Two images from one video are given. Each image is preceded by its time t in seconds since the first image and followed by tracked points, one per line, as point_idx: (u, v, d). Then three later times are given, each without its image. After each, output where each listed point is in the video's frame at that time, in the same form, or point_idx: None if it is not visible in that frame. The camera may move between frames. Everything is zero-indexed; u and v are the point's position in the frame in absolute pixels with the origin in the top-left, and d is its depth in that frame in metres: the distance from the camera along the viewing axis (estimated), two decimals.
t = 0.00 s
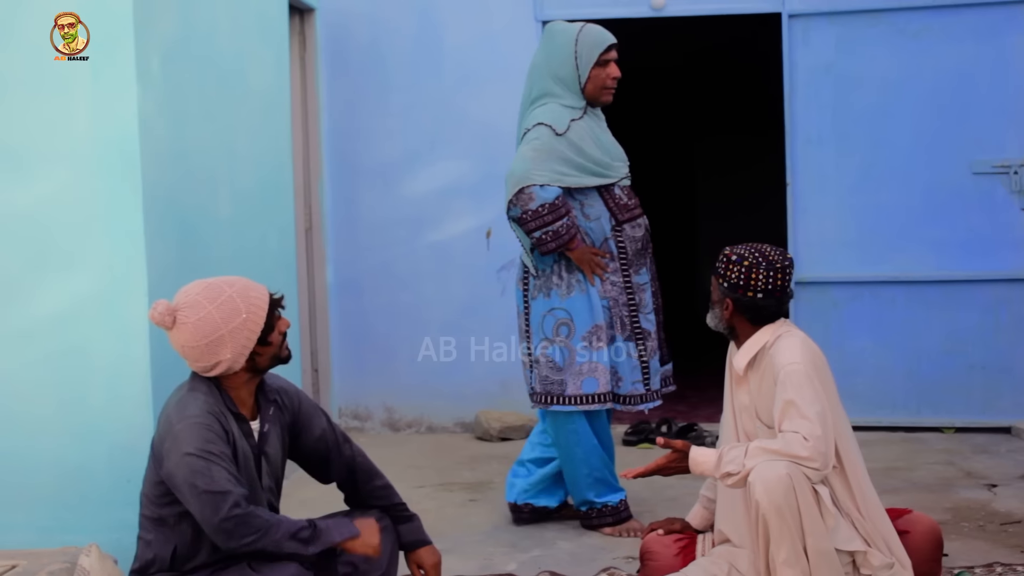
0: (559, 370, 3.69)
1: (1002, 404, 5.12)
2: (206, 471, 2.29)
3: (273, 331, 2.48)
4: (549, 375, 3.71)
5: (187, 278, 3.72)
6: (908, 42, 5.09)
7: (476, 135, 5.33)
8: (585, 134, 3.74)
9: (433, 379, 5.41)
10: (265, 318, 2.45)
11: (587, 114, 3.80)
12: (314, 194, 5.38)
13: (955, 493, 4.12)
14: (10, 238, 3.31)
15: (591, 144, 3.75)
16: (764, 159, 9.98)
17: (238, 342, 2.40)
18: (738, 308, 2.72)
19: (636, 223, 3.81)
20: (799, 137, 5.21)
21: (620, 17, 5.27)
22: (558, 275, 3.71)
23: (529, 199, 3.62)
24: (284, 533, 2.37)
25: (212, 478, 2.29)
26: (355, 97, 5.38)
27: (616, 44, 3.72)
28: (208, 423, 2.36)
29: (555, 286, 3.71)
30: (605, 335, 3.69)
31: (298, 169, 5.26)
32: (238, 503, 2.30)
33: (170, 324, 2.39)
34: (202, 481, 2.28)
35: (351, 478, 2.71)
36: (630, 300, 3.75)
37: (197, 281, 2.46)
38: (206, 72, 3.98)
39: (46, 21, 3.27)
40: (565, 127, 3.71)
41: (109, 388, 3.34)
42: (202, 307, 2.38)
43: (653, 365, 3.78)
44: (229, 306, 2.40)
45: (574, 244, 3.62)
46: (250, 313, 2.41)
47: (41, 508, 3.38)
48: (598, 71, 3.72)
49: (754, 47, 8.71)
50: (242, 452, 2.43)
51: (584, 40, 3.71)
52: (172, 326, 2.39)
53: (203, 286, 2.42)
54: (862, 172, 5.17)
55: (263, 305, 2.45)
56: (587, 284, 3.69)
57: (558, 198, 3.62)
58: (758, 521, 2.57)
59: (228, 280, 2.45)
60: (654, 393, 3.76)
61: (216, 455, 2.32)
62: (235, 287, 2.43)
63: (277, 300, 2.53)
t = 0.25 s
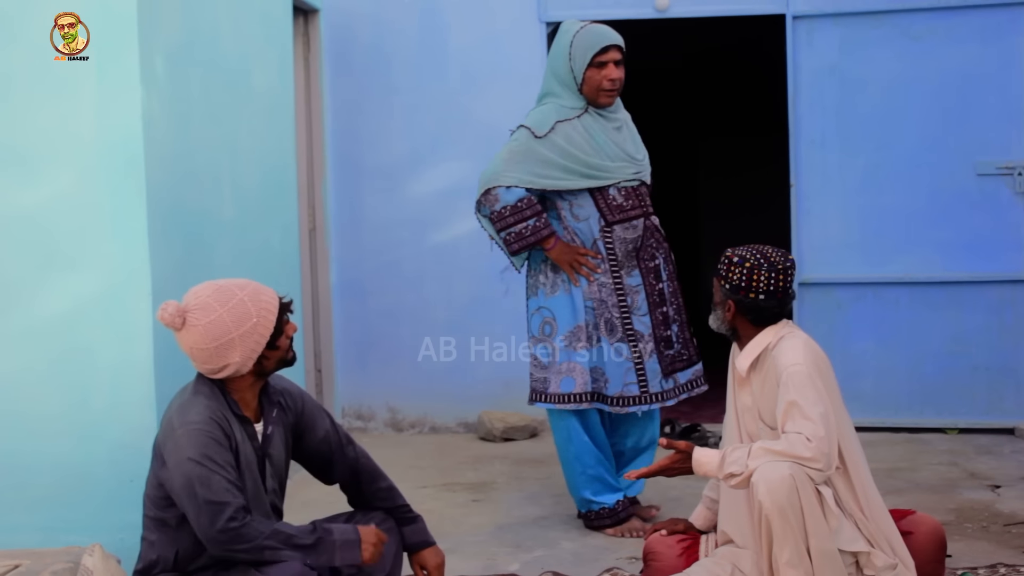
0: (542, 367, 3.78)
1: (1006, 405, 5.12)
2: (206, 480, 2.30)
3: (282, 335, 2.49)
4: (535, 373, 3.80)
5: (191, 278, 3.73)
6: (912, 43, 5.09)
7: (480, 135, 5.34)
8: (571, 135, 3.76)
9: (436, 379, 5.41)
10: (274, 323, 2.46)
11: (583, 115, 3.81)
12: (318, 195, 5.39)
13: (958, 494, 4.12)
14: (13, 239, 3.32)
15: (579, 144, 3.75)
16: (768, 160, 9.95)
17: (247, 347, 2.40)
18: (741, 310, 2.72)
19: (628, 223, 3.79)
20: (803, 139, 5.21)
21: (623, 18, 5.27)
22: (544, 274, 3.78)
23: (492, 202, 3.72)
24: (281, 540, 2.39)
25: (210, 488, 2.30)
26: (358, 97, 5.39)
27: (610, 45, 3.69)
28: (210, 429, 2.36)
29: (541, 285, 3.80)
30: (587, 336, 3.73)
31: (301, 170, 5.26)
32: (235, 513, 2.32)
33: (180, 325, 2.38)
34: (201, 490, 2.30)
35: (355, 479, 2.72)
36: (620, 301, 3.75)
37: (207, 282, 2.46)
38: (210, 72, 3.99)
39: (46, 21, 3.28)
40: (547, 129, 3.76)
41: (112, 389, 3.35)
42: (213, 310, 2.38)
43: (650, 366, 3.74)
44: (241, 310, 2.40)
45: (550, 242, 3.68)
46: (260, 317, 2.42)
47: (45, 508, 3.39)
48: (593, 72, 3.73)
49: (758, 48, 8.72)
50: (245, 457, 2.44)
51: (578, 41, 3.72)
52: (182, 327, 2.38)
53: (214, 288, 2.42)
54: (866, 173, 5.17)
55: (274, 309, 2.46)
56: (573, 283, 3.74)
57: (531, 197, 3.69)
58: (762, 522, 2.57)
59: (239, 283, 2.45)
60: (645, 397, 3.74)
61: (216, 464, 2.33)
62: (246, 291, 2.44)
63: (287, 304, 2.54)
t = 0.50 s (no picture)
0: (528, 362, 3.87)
1: (1007, 405, 5.12)
2: (227, 478, 2.32)
3: (283, 338, 2.49)
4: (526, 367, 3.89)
5: (191, 279, 3.73)
6: (913, 44, 5.09)
7: (480, 136, 5.34)
8: (558, 134, 3.86)
9: (436, 379, 5.41)
10: (277, 327, 2.46)
11: (578, 116, 3.89)
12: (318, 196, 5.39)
13: (959, 495, 4.11)
14: (14, 240, 3.32)
15: (564, 143, 3.83)
16: (768, 161, 9.92)
17: (250, 352, 2.40)
18: (741, 311, 2.72)
19: (610, 223, 3.78)
20: (803, 139, 5.21)
21: (624, 18, 5.27)
22: (531, 271, 3.85)
23: (473, 196, 3.84)
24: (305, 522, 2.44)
25: (232, 485, 2.32)
26: (359, 98, 5.38)
27: (608, 49, 3.72)
28: (218, 428, 2.36)
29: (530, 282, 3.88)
30: (564, 333, 3.79)
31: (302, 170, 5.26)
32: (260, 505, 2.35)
33: (183, 329, 2.37)
34: (223, 488, 2.32)
35: (355, 480, 2.72)
36: (597, 300, 3.76)
37: (209, 286, 2.45)
38: (211, 73, 3.99)
39: (47, 21, 3.28)
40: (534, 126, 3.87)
41: (113, 390, 3.35)
42: (217, 315, 2.38)
43: (620, 368, 3.73)
44: (244, 315, 2.40)
45: (529, 236, 3.74)
46: (263, 322, 2.42)
47: (45, 509, 3.39)
48: (591, 74, 3.78)
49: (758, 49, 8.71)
50: (251, 453, 2.45)
51: (578, 44, 3.78)
52: (185, 331, 2.37)
53: (217, 292, 2.42)
54: (866, 173, 5.17)
55: (277, 313, 2.45)
56: (552, 279, 3.78)
57: (509, 190, 3.78)
58: (762, 523, 2.57)
59: (242, 287, 2.44)
60: (614, 399, 3.74)
61: (232, 461, 2.35)
62: (249, 295, 2.43)
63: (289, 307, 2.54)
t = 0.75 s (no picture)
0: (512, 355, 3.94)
1: (1004, 406, 5.12)
2: (231, 459, 2.31)
3: (279, 336, 2.49)
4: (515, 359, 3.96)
5: (189, 278, 3.73)
6: (911, 44, 5.09)
7: (479, 136, 5.34)
8: (552, 131, 3.90)
9: (433, 378, 5.41)
10: (273, 324, 2.46)
11: (577, 114, 3.91)
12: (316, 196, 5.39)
13: (955, 496, 4.12)
14: (12, 239, 3.32)
15: (556, 140, 3.88)
16: (768, 162, 9.95)
17: (247, 349, 2.40)
18: (737, 311, 2.72)
19: (589, 222, 3.81)
20: (801, 139, 5.21)
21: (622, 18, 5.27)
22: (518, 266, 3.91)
23: (468, 188, 3.94)
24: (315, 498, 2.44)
25: (238, 465, 2.31)
26: (357, 97, 5.38)
27: (607, 55, 3.71)
28: (217, 415, 2.37)
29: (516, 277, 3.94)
30: (536, 328, 3.85)
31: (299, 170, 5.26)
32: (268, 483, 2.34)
33: (179, 326, 2.37)
34: (229, 468, 2.30)
35: (350, 479, 2.71)
36: (567, 296, 3.80)
37: (204, 283, 2.44)
38: (209, 73, 3.99)
39: (46, 21, 3.28)
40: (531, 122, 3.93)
41: (109, 389, 3.34)
42: (213, 312, 2.37)
43: (579, 366, 3.78)
44: (240, 312, 2.40)
45: (513, 230, 3.81)
46: (259, 319, 2.42)
47: (41, 507, 3.38)
48: (590, 78, 3.79)
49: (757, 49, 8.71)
50: (252, 440, 2.46)
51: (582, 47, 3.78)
52: (181, 329, 2.37)
53: (213, 289, 2.41)
54: (864, 173, 5.17)
55: (273, 310, 2.45)
56: (532, 274, 3.85)
57: (499, 183, 3.86)
58: (759, 523, 2.57)
59: (237, 284, 2.44)
60: (572, 395, 3.77)
61: (235, 444, 2.34)
62: (245, 292, 2.43)
63: (284, 304, 2.54)
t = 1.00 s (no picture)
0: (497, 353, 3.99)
1: (1003, 406, 5.12)
2: (226, 456, 2.31)
3: (278, 330, 2.50)
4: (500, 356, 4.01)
5: (188, 278, 3.73)
6: (909, 44, 5.09)
7: (477, 136, 5.34)
8: (539, 133, 3.91)
9: (432, 378, 5.41)
10: (274, 318, 2.46)
11: (566, 117, 3.92)
12: (315, 196, 5.38)
13: (954, 495, 4.12)
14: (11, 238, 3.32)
15: (542, 144, 3.89)
16: (769, 162, 9.98)
17: (249, 343, 2.40)
18: (735, 311, 2.72)
19: (567, 223, 3.83)
20: (800, 139, 5.21)
21: (621, 18, 5.27)
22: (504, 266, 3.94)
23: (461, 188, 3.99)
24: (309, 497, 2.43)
25: (232, 463, 2.31)
26: (356, 97, 5.38)
27: (599, 62, 3.73)
28: (213, 413, 2.37)
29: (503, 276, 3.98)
30: (514, 326, 3.90)
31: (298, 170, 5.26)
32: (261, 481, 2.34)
33: (179, 324, 2.36)
34: (223, 466, 2.30)
35: (349, 478, 2.72)
36: (545, 297, 3.84)
37: (203, 281, 2.44)
38: (208, 72, 3.98)
39: (46, 21, 3.27)
40: (522, 123, 3.95)
41: (108, 388, 3.34)
42: (214, 307, 2.37)
43: (557, 366, 3.82)
44: (241, 307, 2.40)
45: (501, 231, 3.84)
46: (260, 312, 2.42)
47: (40, 506, 3.38)
48: (584, 87, 3.81)
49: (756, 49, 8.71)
50: (247, 439, 2.45)
51: (573, 56, 3.79)
52: (181, 326, 2.36)
53: (212, 285, 2.41)
54: (863, 173, 5.17)
55: (272, 305, 2.46)
56: (517, 274, 3.87)
57: (488, 185, 3.88)
58: (758, 523, 2.57)
59: (236, 280, 2.44)
60: (549, 394, 3.81)
61: (230, 442, 2.34)
62: (245, 288, 2.43)
63: (282, 300, 2.54)
